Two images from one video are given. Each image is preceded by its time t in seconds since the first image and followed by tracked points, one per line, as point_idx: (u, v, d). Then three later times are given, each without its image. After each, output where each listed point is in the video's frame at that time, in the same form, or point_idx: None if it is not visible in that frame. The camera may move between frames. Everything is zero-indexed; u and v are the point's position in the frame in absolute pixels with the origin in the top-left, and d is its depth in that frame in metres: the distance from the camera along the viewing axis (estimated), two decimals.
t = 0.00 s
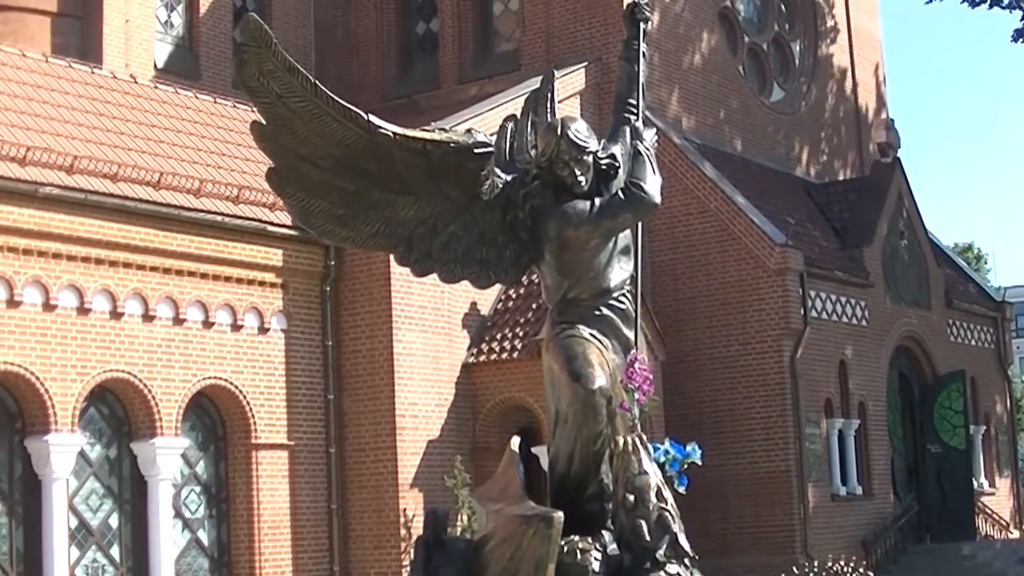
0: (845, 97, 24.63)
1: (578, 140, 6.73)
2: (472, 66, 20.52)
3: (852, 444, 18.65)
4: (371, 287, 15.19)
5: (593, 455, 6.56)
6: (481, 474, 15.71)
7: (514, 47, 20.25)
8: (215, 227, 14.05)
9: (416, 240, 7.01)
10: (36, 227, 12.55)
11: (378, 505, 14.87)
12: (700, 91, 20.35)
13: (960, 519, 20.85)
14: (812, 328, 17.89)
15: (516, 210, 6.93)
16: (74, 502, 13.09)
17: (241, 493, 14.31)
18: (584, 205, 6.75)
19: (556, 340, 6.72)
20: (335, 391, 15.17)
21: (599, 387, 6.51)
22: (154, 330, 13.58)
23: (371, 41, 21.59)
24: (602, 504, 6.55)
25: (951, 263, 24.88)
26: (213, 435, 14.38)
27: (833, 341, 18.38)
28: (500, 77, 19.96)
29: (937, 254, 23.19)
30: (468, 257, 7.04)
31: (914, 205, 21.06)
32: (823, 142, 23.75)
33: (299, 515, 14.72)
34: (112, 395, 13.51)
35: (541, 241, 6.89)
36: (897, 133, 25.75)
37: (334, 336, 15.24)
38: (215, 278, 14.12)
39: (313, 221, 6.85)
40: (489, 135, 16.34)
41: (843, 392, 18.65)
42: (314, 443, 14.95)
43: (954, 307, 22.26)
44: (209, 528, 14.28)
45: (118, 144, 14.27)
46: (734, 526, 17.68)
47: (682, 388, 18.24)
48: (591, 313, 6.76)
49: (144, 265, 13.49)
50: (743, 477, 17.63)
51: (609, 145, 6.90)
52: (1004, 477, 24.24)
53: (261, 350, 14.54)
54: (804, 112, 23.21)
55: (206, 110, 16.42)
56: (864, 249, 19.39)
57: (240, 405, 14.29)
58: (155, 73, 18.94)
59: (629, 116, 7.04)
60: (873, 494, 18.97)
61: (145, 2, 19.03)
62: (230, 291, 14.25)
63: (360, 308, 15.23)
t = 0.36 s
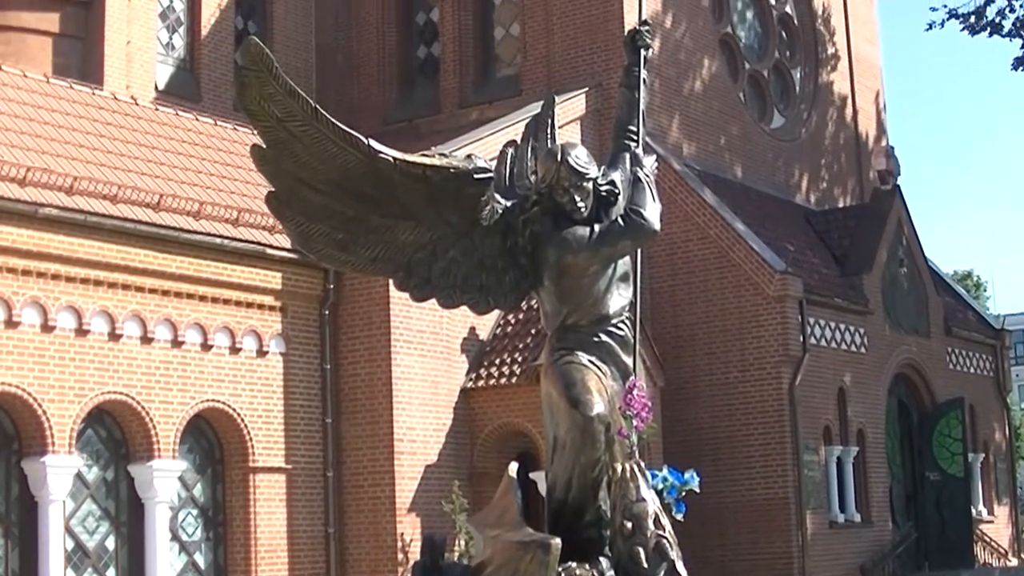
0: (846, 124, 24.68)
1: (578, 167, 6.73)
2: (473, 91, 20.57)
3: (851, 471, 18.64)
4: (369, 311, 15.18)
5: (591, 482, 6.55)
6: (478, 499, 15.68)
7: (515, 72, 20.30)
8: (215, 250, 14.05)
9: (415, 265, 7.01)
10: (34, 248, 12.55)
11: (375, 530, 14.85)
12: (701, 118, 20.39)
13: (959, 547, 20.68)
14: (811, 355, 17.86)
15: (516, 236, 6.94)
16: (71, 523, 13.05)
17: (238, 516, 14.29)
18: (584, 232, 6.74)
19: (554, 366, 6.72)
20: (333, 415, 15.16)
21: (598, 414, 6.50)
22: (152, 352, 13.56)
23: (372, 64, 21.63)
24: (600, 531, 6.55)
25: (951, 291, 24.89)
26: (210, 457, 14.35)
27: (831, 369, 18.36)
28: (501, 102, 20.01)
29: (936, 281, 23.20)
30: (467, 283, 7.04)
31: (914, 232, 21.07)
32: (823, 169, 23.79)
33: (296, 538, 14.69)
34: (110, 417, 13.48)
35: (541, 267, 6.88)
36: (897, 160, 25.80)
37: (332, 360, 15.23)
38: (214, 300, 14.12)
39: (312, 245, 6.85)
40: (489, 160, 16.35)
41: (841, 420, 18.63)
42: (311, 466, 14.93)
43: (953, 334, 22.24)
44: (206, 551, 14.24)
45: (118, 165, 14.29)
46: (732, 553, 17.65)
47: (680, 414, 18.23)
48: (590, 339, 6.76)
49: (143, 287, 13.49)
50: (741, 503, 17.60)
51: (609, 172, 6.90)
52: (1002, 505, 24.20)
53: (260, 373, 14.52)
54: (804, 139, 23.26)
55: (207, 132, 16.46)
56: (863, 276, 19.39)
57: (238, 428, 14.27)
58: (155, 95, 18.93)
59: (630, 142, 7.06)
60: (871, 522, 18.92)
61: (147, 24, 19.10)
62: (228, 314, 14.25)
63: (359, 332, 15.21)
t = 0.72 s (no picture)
0: (843, 156, 24.76)
1: (575, 202, 6.76)
2: (470, 125, 20.63)
3: (849, 503, 18.59)
4: (367, 345, 15.16)
5: (589, 517, 6.57)
6: (476, 534, 15.65)
7: (512, 106, 20.37)
8: (212, 284, 14.06)
9: (412, 300, 7.02)
10: (32, 283, 12.55)
11: (373, 565, 14.81)
12: (698, 150, 20.46)
13: None
14: (809, 387, 17.84)
15: (513, 270, 6.95)
16: (69, 559, 13.00)
17: (235, 551, 14.25)
18: (581, 266, 6.77)
19: (552, 401, 6.72)
20: (331, 449, 15.14)
21: (597, 449, 6.51)
22: (149, 387, 13.55)
23: (370, 99, 21.70)
24: (598, 565, 6.58)
25: (949, 323, 24.91)
26: (208, 492, 14.31)
27: (830, 402, 18.34)
28: (498, 136, 20.07)
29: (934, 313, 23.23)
30: (464, 317, 7.06)
31: (911, 264, 21.09)
32: (820, 201, 23.84)
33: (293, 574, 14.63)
34: (107, 453, 13.45)
35: (537, 301, 6.89)
36: (894, 193, 25.87)
37: (330, 394, 15.22)
38: (211, 335, 14.11)
39: (309, 279, 6.86)
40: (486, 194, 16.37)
41: (840, 452, 18.60)
42: (309, 501, 14.90)
43: (950, 366, 22.25)
44: None
45: (115, 201, 14.31)
46: None
47: (678, 447, 18.21)
48: (588, 374, 6.77)
49: (140, 322, 13.49)
50: (739, 536, 17.57)
51: (607, 206, 6.93)
52: (1001, 537, 24.16)
53: (257, 408, 14.51)
54: (801, 171, 23.33)
55: (204, 167, 16.51)
56: (861, 308, 19.41)
57: (236, 463, 14.24)
58: (153, 130, 19.04)
59: (627, 176, 7.11)
60: (870, 555, 18.87)
61: (145, 59, 19.20)
62: (226, 348, 14.25)
63: (357, 366, 15.20)
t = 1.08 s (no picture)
0: (843, 184, 24.80)
1: (575, 231, 6.77)
2: (470, 154, 20.68)
3: (850, 532, 18.53)
4: (367, 374, 15.16)
5: (590, 546, 6.56)
6: (476, 563, 15.60)
7: (511, 135, 20.43)
8: (212, 313, 14.06)
9: (412, 329, 7.03)
10: (32, 311, 12.56)
11: None
12: (697, 179, 20.50)
13: None
14: (809, 415, 17.83)
15: (512, 299, 6.97)
16: None
17: None
18: (581, 295, 6.79)
19: (552, 430, 6.71)
20: (330, 478, 15.13)
21: (597, 478, 6.51)
22: (149, 415, 13.54)
23: (370, 127, 21.75)
24: None
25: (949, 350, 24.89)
26: (207, 521, 14.28)
27: (830, 430, 18.32)
28: (497, 164, 20.11)
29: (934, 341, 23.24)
30: (464, 346, 7.07)
31: (911, 291, 21.10)
32: (820, 229, 23.85)
33: None
34: (106, 481, 13.43)
35: (537, 330, 6.92)
36: (893, 221, 25.91)
37: (330, 423, 15.22)
38: (211, 363, 14.11)
39: (309, 308, 6.86)
40: (485, 223, 16.40)
41: (840, 481, 18.55)
42: (309, 530, 14.86)
43: (950, 394, 22.25)
44: None
45: (114, 229, 14.33)
46: None
47: (678, 475, 18.18)
48: (587, 403, 6.79)
49: (140, 350, 13.49)
50: (739, 565, 17.52)
51: (607, 236, 6.96)
52: (1001, 565, 24.09)
53: (257, 437, 14.50)
54: (801, 200, 23.36)
55: (204, 196, 16.55)
56: (861, 335, 19.41)
57: (235, 491, 14.22)
58: (152, 158, 19.11)
59: (626, 206, 7.13)
60: None
61: (145, 88, 19.31)
62: (225, 377, 14.24)
63: (357, 395, 15.20)
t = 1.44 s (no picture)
0: (842, 212, 24.84)
1: (574, 259, 6.77)
2: (469, 181, 20.73)
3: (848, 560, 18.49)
4: (365, 401, 15.15)
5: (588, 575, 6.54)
6: None
7: (511, 162, 20.48)
8: (211, 338, 14.06)
9: (411, 357, 7.05)
10: (31, 336, 12.56)
11: None
12: (697, 207, 20.54)
13: None
14: (808, 443, 17.81)
15: (511, 327, 7.00)
16: None
17: None
18: (580, 322, 6.80)
19: (550, 458, 6.73)
20: (329, 505, 15.12)
21: (594, 506, 6.49)
22: (147, 441, 13.52)
23: (370, 154, 21.80)
24: None
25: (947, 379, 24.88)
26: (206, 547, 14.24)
27: (829, 458, 18.30)
28: (497, 191, 20.14)
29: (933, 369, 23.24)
30: (463, 373, 7.10)
31: (910, 320, 21.12)
32: (819, 258, 23.87)
33: None
34: (105, 507, 13.40)
35: (536, 357, 6.94)
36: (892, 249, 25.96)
37: (328, 450, 15.22)
38: (209, 389, 14.10)
39: (308, 335, 6.88)
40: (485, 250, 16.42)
41: (838, 509, 18.51)
42: (307, 556, 14.83)
43: (949, 423, 22.25)
44: None
45: (114, 255, 14.35)
46: None
47: (677, 503, 18.15)
48: (586, 432, 6.80)
49: (140, 375, 13.48)
50: None
51: (606, 263, 6.98)
52: None
53: (256, 464, 14.48)
54: (800, 228, 23.39)
55: (204, 222, 16.59)
56: (860, 364, 19.41)
57: (233, 517, 14.21)
58: (152, 184, 19.17)
59: (625, 234, 7.14)
60: None
61: (145, 114, 19.36)
62: (224, 403, 14.23)
63: (355, 422, 15.20)
